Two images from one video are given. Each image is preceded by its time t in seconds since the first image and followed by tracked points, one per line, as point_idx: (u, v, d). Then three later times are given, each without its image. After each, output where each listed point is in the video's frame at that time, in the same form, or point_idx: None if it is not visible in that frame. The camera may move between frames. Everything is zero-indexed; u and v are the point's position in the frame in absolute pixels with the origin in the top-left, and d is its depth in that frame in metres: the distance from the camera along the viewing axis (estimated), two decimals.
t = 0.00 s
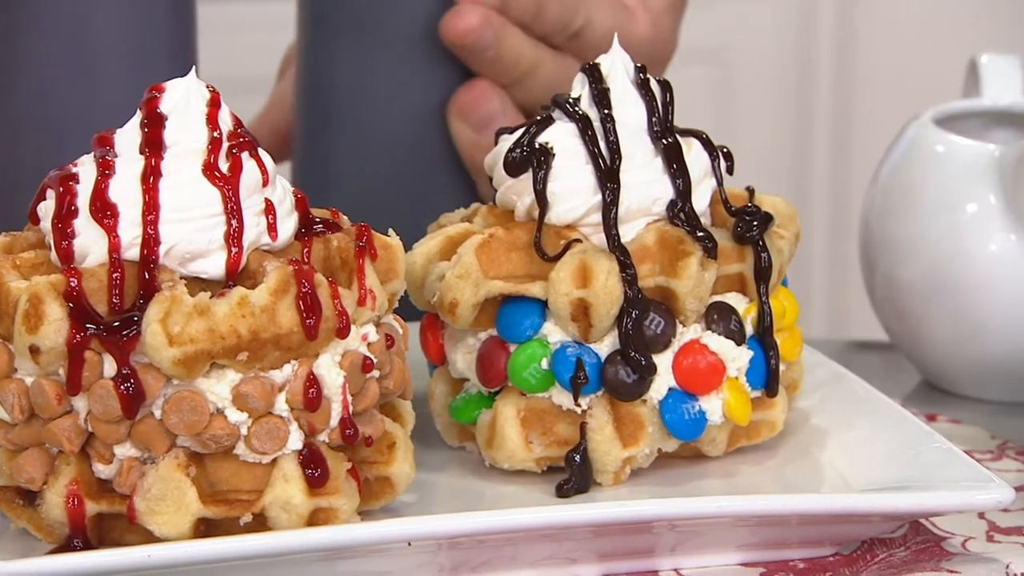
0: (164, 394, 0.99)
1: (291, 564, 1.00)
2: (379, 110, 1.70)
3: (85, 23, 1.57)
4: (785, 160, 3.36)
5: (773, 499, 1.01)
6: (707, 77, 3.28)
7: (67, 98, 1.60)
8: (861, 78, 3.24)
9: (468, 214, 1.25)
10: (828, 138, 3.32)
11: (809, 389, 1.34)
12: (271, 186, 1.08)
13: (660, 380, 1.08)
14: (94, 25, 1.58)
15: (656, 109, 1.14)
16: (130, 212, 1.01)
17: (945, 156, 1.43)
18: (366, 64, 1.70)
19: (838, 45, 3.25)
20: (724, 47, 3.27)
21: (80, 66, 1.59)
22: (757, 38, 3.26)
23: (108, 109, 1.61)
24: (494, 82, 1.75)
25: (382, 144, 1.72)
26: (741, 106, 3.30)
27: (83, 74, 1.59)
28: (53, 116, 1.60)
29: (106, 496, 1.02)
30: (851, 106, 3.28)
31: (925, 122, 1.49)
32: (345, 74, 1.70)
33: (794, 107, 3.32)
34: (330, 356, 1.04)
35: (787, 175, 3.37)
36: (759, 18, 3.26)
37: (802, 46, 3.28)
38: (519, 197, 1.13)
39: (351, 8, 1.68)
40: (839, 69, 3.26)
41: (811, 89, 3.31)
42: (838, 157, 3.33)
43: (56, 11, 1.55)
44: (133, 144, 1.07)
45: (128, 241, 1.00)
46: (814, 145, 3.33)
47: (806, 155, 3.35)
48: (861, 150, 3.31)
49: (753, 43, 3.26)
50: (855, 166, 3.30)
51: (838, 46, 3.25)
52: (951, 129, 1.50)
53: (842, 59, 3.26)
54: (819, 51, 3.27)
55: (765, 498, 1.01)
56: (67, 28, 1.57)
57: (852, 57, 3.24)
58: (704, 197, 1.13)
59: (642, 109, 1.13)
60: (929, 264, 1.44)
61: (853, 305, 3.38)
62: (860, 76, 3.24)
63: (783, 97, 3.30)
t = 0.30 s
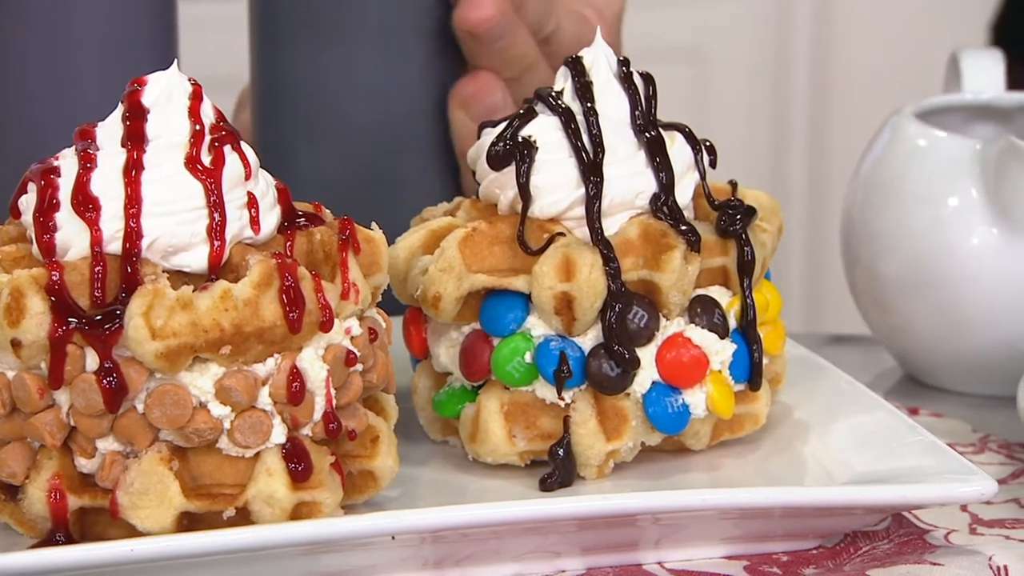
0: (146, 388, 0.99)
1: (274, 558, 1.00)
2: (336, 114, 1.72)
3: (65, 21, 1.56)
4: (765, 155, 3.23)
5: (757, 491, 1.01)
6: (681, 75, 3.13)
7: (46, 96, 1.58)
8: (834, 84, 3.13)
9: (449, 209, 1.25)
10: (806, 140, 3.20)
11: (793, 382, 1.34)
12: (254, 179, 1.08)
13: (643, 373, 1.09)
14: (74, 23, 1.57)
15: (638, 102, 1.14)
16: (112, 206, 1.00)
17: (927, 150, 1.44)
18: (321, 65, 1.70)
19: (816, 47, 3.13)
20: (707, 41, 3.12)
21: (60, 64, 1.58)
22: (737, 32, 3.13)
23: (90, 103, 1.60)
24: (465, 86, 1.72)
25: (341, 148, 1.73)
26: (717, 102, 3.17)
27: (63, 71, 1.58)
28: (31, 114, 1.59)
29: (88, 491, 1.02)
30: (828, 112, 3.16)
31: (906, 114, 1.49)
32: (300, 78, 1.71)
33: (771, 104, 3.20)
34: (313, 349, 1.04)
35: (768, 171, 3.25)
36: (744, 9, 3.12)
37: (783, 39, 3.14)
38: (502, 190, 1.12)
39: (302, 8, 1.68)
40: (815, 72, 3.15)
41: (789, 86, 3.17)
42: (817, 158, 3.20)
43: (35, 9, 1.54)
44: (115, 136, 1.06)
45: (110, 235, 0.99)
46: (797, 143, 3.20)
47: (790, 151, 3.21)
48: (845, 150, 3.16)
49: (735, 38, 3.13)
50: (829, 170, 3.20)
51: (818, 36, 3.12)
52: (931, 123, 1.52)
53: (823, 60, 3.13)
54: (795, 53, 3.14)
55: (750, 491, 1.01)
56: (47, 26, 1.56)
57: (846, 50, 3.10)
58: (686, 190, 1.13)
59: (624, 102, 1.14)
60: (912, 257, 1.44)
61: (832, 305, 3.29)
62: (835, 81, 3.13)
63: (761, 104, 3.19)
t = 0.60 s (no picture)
0: (138, 383, 0.99)
1: (266, 554, 0.99)
2: (328, 111, 1.72)
3: (53, 17, 1.56)
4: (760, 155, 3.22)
5: (750, 486, 1.01)
6: (673, 75, 3.05)
7: (35, 94, 1.58)
8: (823, 82, 3.15)
9: (441, 205, 1.26)
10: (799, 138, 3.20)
11: (785, 377, 1.35)
12: (245, 174, 1.07)
13: (636, 369, 1.09)
14: (62, 20, 1.56)
15: (629, 97, 1.14)
16: (103, 201, 1.00)
17: (918, 146, 1.44)
18: (313, 62, 1.70)
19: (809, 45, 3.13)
20: (697, 41, 3.04)
21: (49, 60, 1.57)
22: (729, 32, 3.07)
23: (80, 99, 1.60)
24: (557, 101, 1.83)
25: (333, 144, 1.74)
26: (709, 102, 3.11)
27: (53, 68, 1.58)
28: (22, 111, 1.59)
29: (79, 487, 1.01)
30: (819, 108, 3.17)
31: (897, 111, 1.50)
32: (291, 75, 1.71)
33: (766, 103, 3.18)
34: (306, 345, 1.03)
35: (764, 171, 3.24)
36: (740, 8, 3.06)
37: (773, 36, 3.11)
38: (494, 186, 1.13)
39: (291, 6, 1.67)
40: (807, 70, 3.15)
41: (780, 85, 3.15)
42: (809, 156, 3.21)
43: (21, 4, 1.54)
44: (106, 131, 1.06)
45: (101, 230, 0.99)
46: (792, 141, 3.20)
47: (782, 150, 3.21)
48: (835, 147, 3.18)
49: (725, 39, 3.07)
50: (821, 167, 3.20)
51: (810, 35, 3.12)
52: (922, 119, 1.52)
53: (814, 58, 3.14)
54: (787, 51, 3.12)
55: (742, 486, 1.01)
56: (36, 23, 1.55)
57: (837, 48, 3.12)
58: (678, 185, 1.13)
59: (616, 97, 1.14)
60: (902, 253, 1.45)
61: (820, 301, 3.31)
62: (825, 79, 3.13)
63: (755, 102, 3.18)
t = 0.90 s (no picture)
0: (126, 380, 0.98)
1: (254, 552, 0.99)
2: (318, 111, 1.72)
3: (43, 15, 1.55)
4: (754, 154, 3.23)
5: (738, 483, 1.01)
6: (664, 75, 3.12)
7: (23, 91, 1.58)
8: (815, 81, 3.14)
9: (430, 202, 1.26)
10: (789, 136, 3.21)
11: (774, 375, 1.35)
12: (233, 171, 1.07)
13: (624, 366, 1.09)
14: (50, 18, 1.56)
15: (618, 94, 1.14)
16: (91, 198, 1.00)
17: (908, 143, 1.44)
18: (302, 62, 1.70)
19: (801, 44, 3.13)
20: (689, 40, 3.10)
21: (39, 58, 1.57)
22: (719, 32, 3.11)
23: (67, 96, 1.59)
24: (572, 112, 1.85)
25: (323, 144, 1.74)
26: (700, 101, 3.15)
27: (41, 65, 1.57)
28: (13, 111, 1.59)
29: (67, 484, 1.01)
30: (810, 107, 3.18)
31: (887, 110, 1.50)
32: (281, 75, 1.71)
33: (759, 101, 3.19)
34: (294, 342, 1.03)
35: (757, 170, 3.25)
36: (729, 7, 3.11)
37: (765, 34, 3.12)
38: (483, 183, 1.13)
39: (282, 6, 1.67)
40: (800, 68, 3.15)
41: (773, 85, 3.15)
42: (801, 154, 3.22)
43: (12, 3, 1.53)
44: (94, 128, 1.05)
45: (89, 227, 0.99)
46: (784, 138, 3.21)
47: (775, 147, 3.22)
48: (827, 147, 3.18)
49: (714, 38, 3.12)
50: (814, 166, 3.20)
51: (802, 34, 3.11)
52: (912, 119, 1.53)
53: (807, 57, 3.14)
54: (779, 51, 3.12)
55: (731, 482, 1.01)
56: (26, 20, 1.55)
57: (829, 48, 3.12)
58: (667, 182, 1.13)
59: (605, 93, 1.14)
60: (891, 250, 1.45)
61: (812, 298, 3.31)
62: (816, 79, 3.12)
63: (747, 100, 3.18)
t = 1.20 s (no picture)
0: (114, 380, 0.98)
1: (241, 552, 0.99)
2: (309, 109, 1.72)
3: (33, 14, 1.55)
4: (746, 154, 3.24)
5: (726, 482, 1.01)
6: (660, 75, 3.12)
7: (12, 91, 1.57)
8: (810, 80, 3.15)
9: (419, 202, 1.26)
10: (781, 135, 3.22)
11: (764, 375, 1.35)
12: (222, 171, 1.07)
13: (613, 366, 1.09)
14: (40, 17, 1.55)
15: (607, 94, 1.14)
16: (78, 197, 0.99)
17: (897, 144, 1.44)
18: (293, 62, 1.70)
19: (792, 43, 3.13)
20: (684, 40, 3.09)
21: (29, 57, 1.57)
22: (715, 32, 3.10)
23: (57, 96, 1.59)
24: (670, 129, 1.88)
25: (315, 144, 1.73)
26: (696, 101, 3.15)
27: (31, 65, 1.57)
28: (8, 110, 1.58)
29: (55, 484, 1.01)
30: (802, 106, 3.19)
31: (878, 108, 1.50)
32: (272, 76, 1.70)
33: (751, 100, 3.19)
34: (282, 342, 1.03)
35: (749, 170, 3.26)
36: (726, 8, 3.09)
37: (760, 34, 3.13)
38: (472, 183, 1.13)
39: (272, 6, 1.67)
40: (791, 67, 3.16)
41: (766, 84, 3.16)
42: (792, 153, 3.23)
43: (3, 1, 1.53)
44: (82, 127, 1.05)
45: (77, 227, 0.98)
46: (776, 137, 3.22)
47: (767, 146, 3.23)
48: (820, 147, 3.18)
49: (709, 38, 3.11)
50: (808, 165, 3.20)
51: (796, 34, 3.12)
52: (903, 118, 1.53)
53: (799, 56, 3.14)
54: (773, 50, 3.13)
55: (719, 482, 1.01)
56: (16, 20, 1.54)
57: (820, 47, 3.12)
58: (656, 182, 1.14)
59: (594, 94, 1.14)
60: (882, 251, 1.45)
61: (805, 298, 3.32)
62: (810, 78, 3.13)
63: (739, 99, 3.18)
